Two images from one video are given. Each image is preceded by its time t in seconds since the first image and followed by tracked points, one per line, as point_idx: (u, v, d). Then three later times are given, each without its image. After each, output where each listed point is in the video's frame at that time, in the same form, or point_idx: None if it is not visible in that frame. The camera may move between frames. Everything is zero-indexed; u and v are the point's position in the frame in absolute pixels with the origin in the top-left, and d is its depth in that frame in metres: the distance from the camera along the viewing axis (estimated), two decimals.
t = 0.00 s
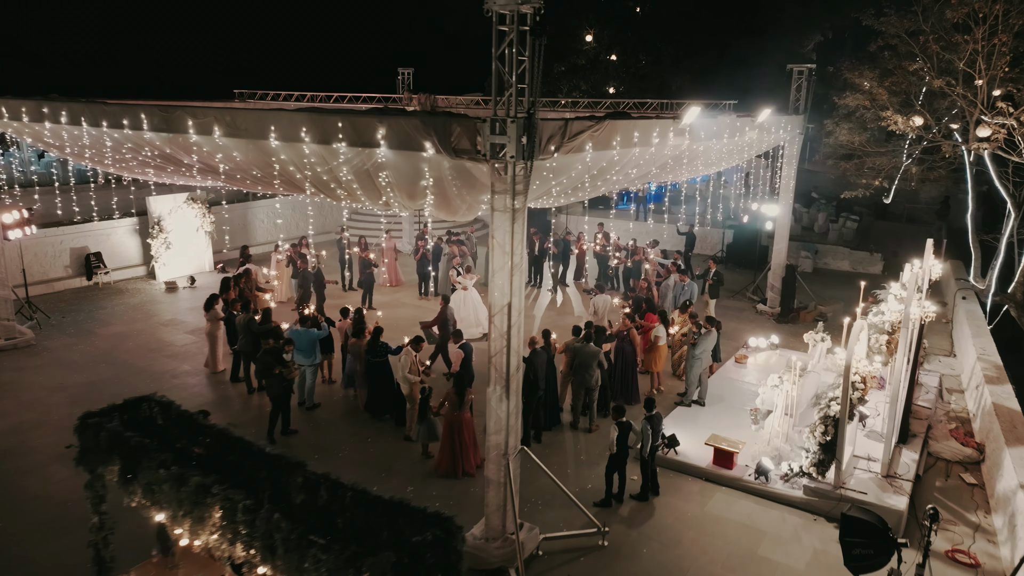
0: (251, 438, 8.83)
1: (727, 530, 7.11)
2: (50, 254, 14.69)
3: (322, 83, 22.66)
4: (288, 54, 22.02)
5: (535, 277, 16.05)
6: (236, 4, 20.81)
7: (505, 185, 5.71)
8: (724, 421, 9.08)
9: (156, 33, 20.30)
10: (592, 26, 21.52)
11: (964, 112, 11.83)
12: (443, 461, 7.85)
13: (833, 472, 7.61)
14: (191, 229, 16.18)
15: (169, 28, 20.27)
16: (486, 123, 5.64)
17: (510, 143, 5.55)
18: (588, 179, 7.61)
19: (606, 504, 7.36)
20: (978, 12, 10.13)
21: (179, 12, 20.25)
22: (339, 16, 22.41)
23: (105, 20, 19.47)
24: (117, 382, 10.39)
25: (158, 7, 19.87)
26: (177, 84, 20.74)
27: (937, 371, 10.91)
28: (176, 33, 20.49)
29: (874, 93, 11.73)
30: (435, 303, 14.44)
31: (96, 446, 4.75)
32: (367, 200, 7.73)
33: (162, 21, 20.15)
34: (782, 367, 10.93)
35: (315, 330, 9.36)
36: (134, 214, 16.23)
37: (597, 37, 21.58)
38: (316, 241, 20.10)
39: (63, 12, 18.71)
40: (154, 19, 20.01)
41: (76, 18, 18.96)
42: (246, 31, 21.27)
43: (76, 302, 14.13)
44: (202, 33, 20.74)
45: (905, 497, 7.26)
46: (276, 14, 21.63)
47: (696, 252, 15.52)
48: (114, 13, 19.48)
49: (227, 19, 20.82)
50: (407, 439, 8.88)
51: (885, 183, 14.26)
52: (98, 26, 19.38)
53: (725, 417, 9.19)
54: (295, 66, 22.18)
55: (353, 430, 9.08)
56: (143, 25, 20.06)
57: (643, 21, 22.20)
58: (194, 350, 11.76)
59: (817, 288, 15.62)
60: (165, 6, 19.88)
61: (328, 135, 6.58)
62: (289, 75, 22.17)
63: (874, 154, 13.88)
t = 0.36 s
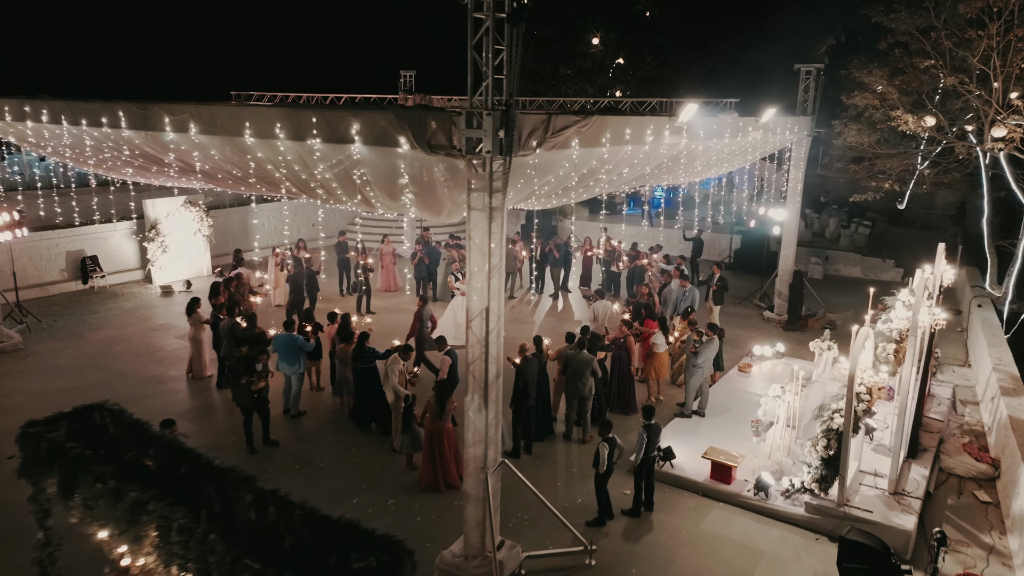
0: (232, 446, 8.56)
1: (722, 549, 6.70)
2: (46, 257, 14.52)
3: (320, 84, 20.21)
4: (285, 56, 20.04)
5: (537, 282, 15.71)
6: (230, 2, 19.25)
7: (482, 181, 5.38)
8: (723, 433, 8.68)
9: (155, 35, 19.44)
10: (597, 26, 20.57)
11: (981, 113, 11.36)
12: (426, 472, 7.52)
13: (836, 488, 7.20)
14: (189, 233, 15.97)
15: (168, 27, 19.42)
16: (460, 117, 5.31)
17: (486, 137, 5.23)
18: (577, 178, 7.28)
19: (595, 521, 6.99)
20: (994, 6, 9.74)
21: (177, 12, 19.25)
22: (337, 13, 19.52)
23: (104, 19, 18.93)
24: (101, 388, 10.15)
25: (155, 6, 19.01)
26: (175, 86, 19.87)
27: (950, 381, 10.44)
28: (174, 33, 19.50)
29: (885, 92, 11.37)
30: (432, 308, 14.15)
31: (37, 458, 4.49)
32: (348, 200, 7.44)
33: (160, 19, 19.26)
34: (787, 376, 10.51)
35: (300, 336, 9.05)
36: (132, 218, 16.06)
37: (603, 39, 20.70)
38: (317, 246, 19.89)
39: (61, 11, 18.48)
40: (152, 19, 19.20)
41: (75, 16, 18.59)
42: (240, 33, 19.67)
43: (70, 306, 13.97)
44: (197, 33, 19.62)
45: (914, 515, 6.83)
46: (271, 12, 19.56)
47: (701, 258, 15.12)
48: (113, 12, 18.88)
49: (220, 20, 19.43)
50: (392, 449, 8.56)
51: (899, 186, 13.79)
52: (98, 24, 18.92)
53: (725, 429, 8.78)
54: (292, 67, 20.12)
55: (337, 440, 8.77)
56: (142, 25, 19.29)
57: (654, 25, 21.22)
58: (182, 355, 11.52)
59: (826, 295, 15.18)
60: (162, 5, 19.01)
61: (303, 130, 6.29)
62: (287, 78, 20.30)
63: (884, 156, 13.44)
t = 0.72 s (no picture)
0: (217, 451, 8.35)
1: (718, 564, 6.41)
2: (42, 259, 14.41)
3: (318, 83, 20.09)
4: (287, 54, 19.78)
5: (538, 286, 15.46)
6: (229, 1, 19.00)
7: (462, 178, 5.15)
8: (723, 441, 8.38)
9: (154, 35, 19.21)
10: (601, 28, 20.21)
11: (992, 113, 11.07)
12: (412, 480, 7.28)
13: (838, 500, 6.89)
14: (187, 235, 15.83)
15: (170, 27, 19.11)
16: (439, 109, 5.08)
17: (466, 131, 5.00)
18: (569, 176, 7.04)
19: (585, 532, 6.72)
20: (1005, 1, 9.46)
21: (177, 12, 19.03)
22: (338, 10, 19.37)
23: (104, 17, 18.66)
24: (88, 391, 9.98)
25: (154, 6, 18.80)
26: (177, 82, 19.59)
27: (960, 389, 10.09)
28: (174, 34, 19.29)
29: (893, 90, 11.08)
30: (430, 312, 13.93)
31: None
32: (334, 198, 7.23)
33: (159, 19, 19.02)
34: (791, 383, 10.20)
35: (288, 340, 8.77)
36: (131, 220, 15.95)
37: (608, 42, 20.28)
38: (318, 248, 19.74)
39: (61, 11, 18.25)
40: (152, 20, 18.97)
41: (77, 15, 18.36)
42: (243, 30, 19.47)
43: (65, 307, 13.85)
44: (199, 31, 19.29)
45: (919, 530, 6.52)
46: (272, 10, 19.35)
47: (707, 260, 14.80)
48: (113, 12, 18.63)
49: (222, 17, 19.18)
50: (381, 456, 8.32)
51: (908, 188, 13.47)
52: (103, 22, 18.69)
53: (725, 437, 8.49)
54: (293, 66, 19.92)
55: (324, 446, 8.54)
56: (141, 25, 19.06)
57: (660, 27, 21.12)
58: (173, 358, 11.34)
59: (833, 299, 14.85)
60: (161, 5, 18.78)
61: (282, 126, 6.07)
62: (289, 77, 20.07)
63: (892, 157, 13.14)
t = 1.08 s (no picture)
0: (205, 455, 8.18)
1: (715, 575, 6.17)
2: (39, 260, 14.32)
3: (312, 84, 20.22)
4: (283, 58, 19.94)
5: (539, 288, 15.25)
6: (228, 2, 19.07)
7: (445, 174, 4.97)
8: (723, 448, 8.15)
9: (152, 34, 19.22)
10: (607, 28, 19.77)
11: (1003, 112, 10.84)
12: (401, 486, 7.09)
13: (841, 510, 6.65)
14: (186, 236, 15.71)
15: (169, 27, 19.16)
16: (421, 103, 4.89)
17: (449, 125, 4.79)
18: (562, 174, 6.85)
19: (577, 541, 6.50)
20: None
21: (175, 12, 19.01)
22: (338, 13, 19.39)
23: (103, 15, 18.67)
24: (79, 393, 9.85)
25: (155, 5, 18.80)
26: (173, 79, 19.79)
27: (969, 395, 9.82)
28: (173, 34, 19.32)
29: (901, 89, 10.87)
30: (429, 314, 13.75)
31: None
32: (322, 196, 7.05)
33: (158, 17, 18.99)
34: (794, 388, 9.96)
35: (279, 342, 8.55)
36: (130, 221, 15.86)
37: (614, 43, 19.85)
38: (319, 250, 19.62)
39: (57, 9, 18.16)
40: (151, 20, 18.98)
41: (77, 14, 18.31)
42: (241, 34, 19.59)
43: (61, 308, 13.75)
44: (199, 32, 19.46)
45: (924, 542, 6.28)
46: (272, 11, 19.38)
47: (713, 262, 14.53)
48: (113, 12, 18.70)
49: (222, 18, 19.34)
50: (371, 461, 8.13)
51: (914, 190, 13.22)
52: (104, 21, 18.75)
53: (725, 443, 8.26)
54: (291, 68, 20.05)
55: (314, 450, 8.36)
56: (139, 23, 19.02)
57: (666, 27, 20.63)
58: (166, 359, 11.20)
59: (839, 303, 14.58)
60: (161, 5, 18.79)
61: (264, 122, 5.89)
62: (287, 78, 20.22)
63: (898, 157, 12.91)
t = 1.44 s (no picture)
0: (191, 459, 8.00)
1: None
2: (37, 261, 14.24)
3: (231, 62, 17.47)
4: (229, 60, 17.42)
5: (541, 290, 15.04)
6: None
7: (425, 169, 4.76)
8: (723, 455, 7.89)
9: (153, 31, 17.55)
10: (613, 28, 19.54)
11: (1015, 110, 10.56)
12: (388, 493, 6.87)
13: (844, 521, 6.38)
14: (185, 237, 15.58)
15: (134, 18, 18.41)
16: (400, 95, 4.69)
17: (428, 116, 4.59)
18: (554, 171, 6.63)
19: (568, 552, 6.26)
20: None
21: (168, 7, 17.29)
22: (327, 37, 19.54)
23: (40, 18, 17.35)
24: (69, 395, 9.71)
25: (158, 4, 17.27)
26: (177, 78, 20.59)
27: (980, 401, 9.50)
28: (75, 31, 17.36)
29: (909, 87, 10.62)
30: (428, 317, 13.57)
31: None
32: (308, 194, 6.86)
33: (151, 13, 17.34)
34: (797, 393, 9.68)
35: (268, 343, 8.35)
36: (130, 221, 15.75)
37: (620, 44, 19.63)
38: (322, 251, 19.50)
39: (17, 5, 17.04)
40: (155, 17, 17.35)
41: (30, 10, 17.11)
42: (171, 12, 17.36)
43: (59, 309, 13.65)
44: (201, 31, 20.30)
45: (931, 556, 6.00)
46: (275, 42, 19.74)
47: (718, 263, 14.25)
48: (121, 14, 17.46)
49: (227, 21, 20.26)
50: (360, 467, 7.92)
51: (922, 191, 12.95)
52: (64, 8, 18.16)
53: (725, 451, 7.99)
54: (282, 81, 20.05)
55: (302, 455, 8.16)
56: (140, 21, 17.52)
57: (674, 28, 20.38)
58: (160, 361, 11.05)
59: (847, 306, 14.29)
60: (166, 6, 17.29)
61: (244, 116, 5.70)
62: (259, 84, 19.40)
63: (907, 158, 12.65)
